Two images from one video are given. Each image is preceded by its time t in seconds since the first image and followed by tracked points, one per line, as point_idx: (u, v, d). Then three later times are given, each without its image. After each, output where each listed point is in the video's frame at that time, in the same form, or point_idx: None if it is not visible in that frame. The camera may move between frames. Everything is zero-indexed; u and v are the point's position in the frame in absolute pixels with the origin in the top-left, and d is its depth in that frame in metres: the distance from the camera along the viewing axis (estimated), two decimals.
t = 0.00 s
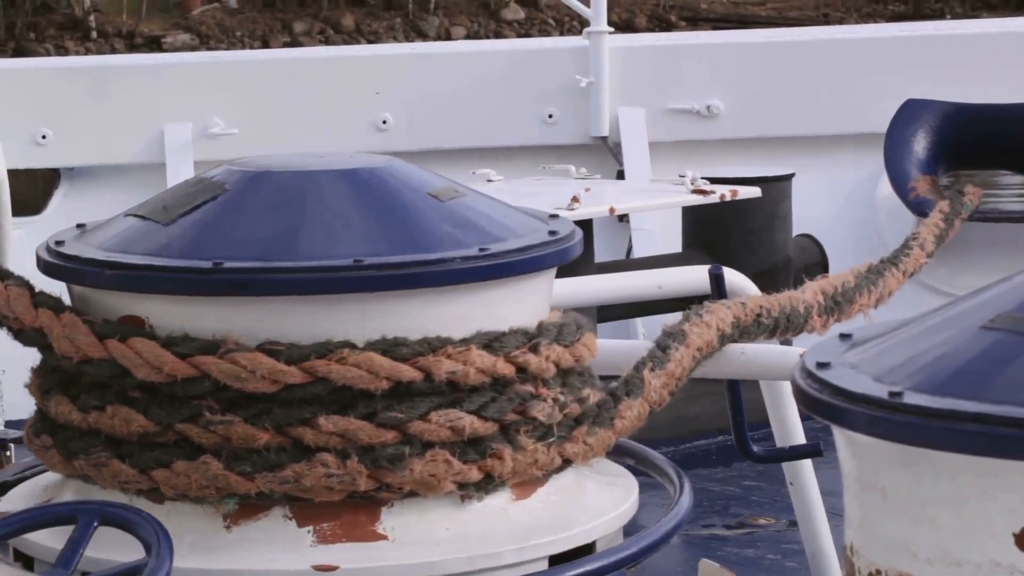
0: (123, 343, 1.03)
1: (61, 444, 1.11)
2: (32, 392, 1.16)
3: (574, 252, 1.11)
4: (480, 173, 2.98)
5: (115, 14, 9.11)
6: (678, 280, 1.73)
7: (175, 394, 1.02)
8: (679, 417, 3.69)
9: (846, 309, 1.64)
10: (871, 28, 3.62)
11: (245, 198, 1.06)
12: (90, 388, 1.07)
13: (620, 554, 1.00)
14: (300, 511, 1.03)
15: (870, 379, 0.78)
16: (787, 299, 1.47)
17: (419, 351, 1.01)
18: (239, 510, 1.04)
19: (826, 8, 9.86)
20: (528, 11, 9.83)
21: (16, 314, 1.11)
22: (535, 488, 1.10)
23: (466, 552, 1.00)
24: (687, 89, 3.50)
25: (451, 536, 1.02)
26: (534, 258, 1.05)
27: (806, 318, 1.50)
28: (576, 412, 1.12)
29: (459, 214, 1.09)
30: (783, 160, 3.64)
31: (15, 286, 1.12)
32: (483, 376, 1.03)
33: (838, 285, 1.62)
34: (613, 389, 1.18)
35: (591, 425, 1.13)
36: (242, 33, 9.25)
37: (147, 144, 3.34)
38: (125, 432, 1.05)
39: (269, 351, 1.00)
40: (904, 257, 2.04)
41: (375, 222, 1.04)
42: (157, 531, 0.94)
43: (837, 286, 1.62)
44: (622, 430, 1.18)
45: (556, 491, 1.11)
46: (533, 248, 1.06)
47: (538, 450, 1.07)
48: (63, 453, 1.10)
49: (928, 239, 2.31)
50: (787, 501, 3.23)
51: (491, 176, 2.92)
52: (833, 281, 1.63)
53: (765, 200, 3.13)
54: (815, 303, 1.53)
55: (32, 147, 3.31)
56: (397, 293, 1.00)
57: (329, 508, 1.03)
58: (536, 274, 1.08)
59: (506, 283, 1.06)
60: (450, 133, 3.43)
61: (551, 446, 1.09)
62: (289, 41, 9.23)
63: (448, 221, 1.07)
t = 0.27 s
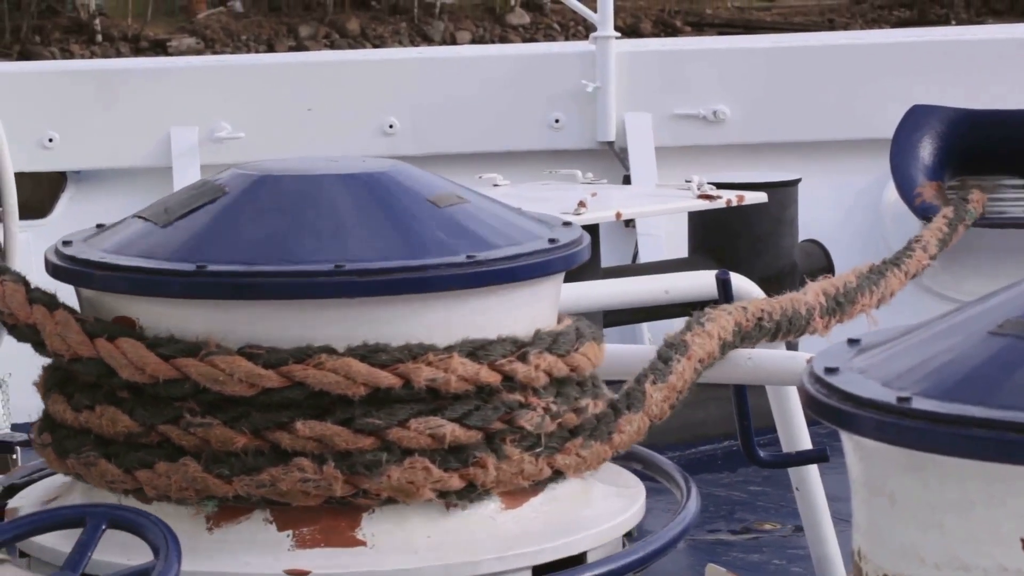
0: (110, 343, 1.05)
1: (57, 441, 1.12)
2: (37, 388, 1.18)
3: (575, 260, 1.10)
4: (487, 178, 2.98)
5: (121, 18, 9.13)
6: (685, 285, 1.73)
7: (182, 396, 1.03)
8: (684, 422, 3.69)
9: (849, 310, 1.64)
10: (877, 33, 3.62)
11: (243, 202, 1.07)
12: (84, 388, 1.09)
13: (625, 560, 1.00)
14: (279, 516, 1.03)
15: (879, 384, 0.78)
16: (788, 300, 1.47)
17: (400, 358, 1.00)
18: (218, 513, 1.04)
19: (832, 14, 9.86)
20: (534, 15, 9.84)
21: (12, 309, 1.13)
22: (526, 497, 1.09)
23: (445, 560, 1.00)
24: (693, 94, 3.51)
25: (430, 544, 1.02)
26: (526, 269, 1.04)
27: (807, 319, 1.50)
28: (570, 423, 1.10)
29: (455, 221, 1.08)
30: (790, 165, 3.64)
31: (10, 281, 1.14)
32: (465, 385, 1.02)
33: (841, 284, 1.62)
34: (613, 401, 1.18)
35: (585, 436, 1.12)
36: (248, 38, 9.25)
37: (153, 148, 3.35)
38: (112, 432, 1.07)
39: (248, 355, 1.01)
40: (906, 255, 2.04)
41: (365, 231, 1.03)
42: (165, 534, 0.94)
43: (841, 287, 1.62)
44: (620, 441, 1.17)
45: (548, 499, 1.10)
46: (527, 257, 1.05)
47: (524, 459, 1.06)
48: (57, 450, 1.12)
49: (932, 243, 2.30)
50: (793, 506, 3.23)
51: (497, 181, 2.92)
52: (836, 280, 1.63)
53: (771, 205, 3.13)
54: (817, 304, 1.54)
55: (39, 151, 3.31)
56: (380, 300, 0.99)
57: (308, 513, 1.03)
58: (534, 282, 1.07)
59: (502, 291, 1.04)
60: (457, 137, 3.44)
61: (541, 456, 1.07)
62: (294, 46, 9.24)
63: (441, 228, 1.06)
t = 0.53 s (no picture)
0: (97, 340, 1.06)
1: (57, 436, 1.14)
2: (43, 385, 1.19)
3: (572, 267, 1.08)
4: (492, 182, 2.98)
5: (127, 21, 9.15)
6: (691, 289, 1.74)
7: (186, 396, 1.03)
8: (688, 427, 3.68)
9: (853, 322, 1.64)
10: (883, 39, 3.63)
11: (241, 206, 1.07)
12: (79, 384, 1.11)
13: (629, 563, 1.00)
14: (257, 517, 1.04)
15: (884, 389, 0.78)
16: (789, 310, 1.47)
17: (377, 361, 1.00)
18: (197, 511, 1.05)
19: (838, 20, 9.86)
20: (539, 20, 9.85)
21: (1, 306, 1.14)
22: (513, 506, 1.07)
23: (419, 565, 0.99)
24: (699, 99, 3.51)
25: (406, 549, 1.02)
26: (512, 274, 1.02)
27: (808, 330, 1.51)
28: (561, 431, 1.09)
29: (448, 225, 1.07)
30: (796, 170, 3.64)
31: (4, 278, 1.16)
32: (443, 391, 1.01)
33: (844, 296, 1.62)
34: (613, 412, 1.16)
35: (576, 446, 1.11)
36: (254, 41, 9.26)
37: (159, 151, 3.35)
38: (99, 429, 1.08)
39: (226, 356, 1.01)
40: (912, 268, 2.03)
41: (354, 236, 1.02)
42: (172, 535, 0.95)
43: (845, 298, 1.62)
44: (617, 453, 1.15)
45: (541, 506, 1.08)
46: (517, 263, 1.03)
47: (507, 467, 1.05)
48: (54, 445, 1.14)
49: (937, 254, 2.30)
50: (797, 511, 3.23)
51: (503, 185, 2.92)
52: (840, 292, 1.63)
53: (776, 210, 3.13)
54: (820, 314, 1.54)
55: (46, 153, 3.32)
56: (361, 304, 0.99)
57: (284, 515, 1.03)
58: (527, 288, 1.06)
59: (490, 296, 1.03)
60: (463, 141, 3.44)
61: (526, 464, 1.07)
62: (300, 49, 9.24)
63: (432, 232, 1.05)
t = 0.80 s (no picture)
0: (84, 338, 1.07)
1: (55, 431, 1.16)
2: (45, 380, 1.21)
3: (562, 273, 1.07)
4: (497, 185, 2.98)
5: (132, 23, 9.17)
6: (695, 292, 1.74)
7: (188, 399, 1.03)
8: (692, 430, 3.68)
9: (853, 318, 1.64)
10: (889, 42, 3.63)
11: (237, 207, 1.08)
12: (73, 381, 1.13)
13: (634, 566, 1.00)
14: (235, 518, 1.05)
15: (888, 392, 0.78)
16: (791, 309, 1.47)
17: (350, 366, 0.99)
18: (177, 511, 1.07)
19: (842, 23, 9.85)
20: (544, 23, 9.86)
21: None
22: (497, 514, 1.07)
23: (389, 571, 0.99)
24: (704, 102, 3.51)
25: (378, 556, 1.02)
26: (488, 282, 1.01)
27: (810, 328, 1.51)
28: (548, 439, 1.08)
29: (437, 231, 1.06)
30: (800, 174, 3.64)
31: None
32: (417, 398, 1.00)
33: (844, 294, 1.62)
34: (610, 423, 1.15)
35: (563, 455, 1.09)
36: (258, 43, 9.26)
37: (163, 153, 3.35)
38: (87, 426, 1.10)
39: (204, 357, 1.02)
40: (912, 267, 2.03)
41: (337, 242, 1.02)
42: (175, 537, 0.95)
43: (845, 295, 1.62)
44: (610, 465, 1.13)
45: (527, 515, 1.07)
46: (499, 270, 1.02)
47: (484, 474, 1.04)
48: (51, 439, 1.16)
49: (938, 253, 2.29)
50: (801, 514, 3.22)
51: (507, 188, 2.93)
52: (840, 290, 1.63)
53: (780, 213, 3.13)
54: (821, 313, 1.54)
55: (51, 155, 3.33)
56: (336, 309, 0.99)
57: (260, 517, 1.04)
58: (513, 295, 1.05)
59: (471, 302, 1.02)
60: (468, 143, 3.44)
61: (507, 471, 1.05)
62: (304, 51, 9.25)
63: (420, 237, 1.04)
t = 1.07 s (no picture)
0: (75, 338, 1.08)
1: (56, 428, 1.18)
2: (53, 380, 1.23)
3: (549, 282, 1.05)
4: (501, 189, 2.98)
5: (136, 26, 9.20)
6: (699, 296, 1.74)
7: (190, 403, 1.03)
8: (696, 434, 3.68)
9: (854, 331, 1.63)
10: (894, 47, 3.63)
11: (240, 210, 1.08)
12: (71, 379, 1.14)
13: (638, 571, 1.00)
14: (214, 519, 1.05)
15: (893, 398, 0.78)
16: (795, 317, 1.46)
17: (323, 370, 0.99)
18: (159, 511, 1.08)
19: (846, 28, 9.87)
20: (548, 28, 9.89)
21: None
22: (477, 522, 1.05)
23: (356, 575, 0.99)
24: (708, 106, 3.51)
25: (351, 561, 1.01)
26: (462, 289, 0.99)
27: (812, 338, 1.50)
28: (533, 448, 1.06)
29: (424, 236, 1.05)
30: (805, 178, 3.64)
31: None
32: (390, 403, 1.00)
33: (848, 307, 1.62)
34: (605, 435, 1.12)
35: (549, 465, 1.07)
36: (262, 46, 9.27)
37: (168, 157, 3.36)
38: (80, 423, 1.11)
39: (183, 359, 1.02)
40: (916, 280, 2.02)
41: (320, 247, 1.02)
42: (180, 540, 0.95)
43: (848, 308, 1.62)
44: (601, 477, 1.11)
45: (511, 523, 1.06)
46: (480, 277, 1.00)
47: (460, 482, 1.02)
48: (51, 436, 1.18)
49: (943, 264, 2.28)
50: (805, 519, 3.22)
51: (512, 192, 2.93)
52: (844, 303, 1.62)
53: (785, 218, 3.14)
54: (823, 324, 1.53)
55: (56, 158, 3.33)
56: (313, 315, 0.99)
57: (237, 519, 1.04)
58: (497, 302, 1.03)
59: (466, 307, 1.01)
60: (472, 147, 3.44)
61: (485, 479, 1.04)
62: (309, 55, 9.27)
63: (405, 243, 1.03)
